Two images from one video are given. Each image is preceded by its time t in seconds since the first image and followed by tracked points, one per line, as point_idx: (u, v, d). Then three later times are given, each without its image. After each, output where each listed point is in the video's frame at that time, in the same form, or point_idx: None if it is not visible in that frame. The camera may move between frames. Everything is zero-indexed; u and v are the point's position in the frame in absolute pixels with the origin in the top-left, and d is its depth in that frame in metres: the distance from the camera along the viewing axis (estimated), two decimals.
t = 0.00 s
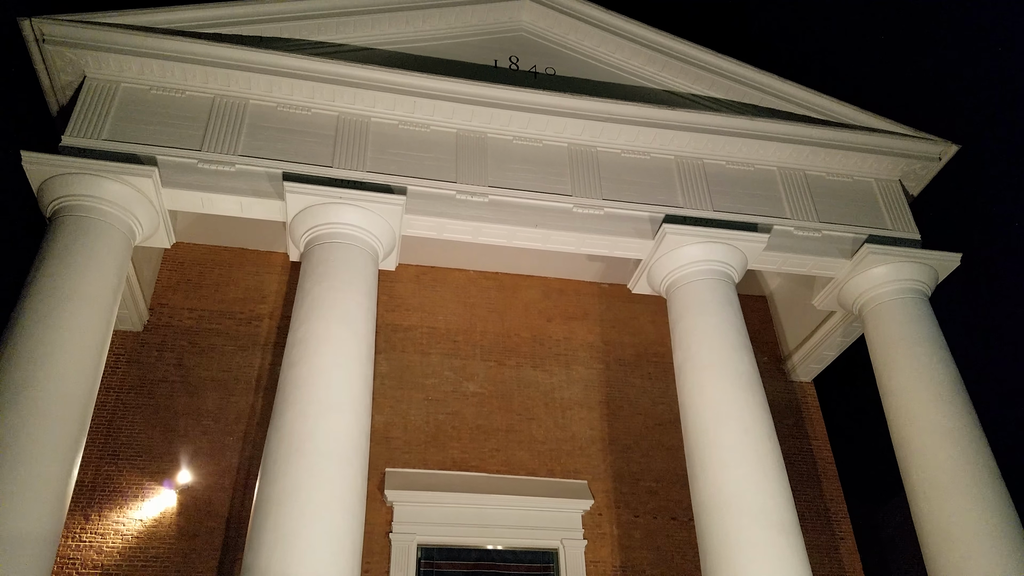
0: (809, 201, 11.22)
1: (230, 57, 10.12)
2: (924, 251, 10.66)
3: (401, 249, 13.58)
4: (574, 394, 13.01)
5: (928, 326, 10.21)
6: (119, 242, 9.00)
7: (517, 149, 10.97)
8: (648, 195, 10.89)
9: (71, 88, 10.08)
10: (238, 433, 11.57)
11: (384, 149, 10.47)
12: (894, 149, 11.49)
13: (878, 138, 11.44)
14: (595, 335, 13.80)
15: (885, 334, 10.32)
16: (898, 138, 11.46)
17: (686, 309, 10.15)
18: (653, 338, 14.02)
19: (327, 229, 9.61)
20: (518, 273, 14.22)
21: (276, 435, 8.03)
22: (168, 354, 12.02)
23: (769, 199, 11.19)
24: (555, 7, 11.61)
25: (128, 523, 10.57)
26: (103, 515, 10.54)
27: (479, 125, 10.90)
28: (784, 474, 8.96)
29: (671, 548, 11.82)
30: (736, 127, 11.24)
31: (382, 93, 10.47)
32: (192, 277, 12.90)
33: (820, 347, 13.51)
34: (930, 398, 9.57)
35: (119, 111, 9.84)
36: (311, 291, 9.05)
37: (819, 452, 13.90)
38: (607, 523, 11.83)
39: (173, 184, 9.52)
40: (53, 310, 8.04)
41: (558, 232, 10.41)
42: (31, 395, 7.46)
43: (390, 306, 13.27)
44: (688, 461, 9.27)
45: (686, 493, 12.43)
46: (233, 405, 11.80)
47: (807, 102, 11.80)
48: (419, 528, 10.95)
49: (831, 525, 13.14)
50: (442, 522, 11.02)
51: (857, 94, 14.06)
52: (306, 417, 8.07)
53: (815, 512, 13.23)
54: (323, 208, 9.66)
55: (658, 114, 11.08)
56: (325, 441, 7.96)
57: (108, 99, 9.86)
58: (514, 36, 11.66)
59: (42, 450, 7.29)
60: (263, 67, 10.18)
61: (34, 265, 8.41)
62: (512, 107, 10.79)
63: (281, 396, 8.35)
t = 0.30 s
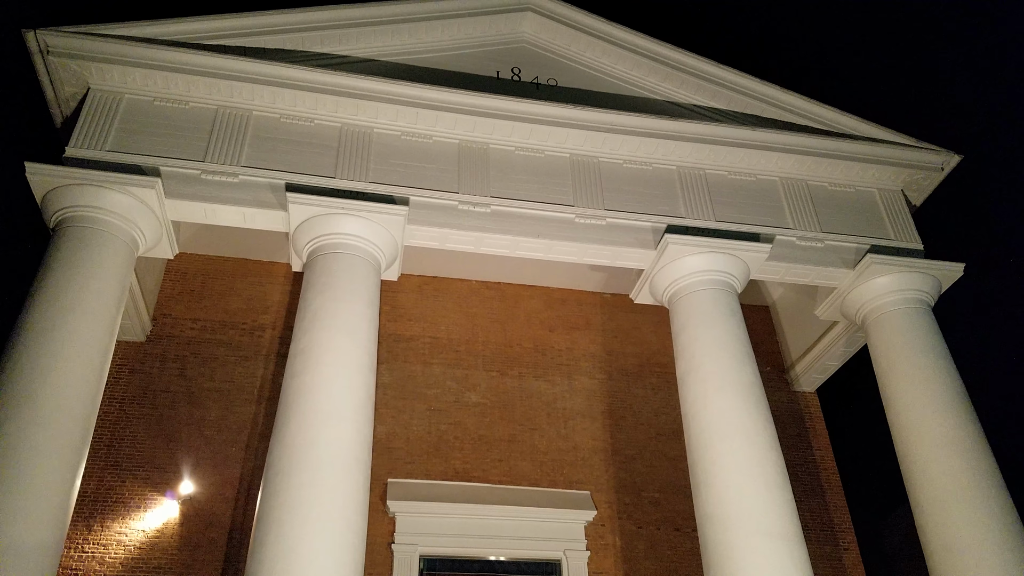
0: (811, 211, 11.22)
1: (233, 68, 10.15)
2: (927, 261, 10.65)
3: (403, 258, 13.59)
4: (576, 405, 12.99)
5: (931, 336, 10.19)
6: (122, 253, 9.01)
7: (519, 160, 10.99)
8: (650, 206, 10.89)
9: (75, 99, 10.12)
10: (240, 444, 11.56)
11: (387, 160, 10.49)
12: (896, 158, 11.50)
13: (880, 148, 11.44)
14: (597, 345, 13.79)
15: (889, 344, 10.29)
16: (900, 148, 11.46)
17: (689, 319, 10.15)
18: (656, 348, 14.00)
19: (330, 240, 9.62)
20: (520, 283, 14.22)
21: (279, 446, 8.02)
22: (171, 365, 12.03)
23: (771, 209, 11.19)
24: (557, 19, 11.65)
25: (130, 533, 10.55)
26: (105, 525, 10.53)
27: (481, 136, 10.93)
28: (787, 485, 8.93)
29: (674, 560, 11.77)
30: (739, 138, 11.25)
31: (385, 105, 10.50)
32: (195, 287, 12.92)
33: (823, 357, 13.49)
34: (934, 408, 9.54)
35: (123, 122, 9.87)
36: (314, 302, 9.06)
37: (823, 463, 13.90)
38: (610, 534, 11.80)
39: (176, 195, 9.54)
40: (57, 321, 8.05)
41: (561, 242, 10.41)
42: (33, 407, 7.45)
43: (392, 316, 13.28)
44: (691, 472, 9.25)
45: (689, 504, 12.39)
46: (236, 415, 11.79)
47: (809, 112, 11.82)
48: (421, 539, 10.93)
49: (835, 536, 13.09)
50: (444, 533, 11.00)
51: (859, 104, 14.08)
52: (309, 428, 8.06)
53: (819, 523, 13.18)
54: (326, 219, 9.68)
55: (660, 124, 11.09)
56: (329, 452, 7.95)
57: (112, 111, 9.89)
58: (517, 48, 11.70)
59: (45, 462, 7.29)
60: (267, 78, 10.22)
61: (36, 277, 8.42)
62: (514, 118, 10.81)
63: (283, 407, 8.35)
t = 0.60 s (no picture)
0: (814, 220, 11.21)
1: (238, 78, 10.21)
2: (930, 271, 10.63)
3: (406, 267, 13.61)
4: (579, 414, 12.97)
5: (935, 347, 10.14)
6: (126, 262, 9.04)
7: (521, 170, 11.01)
8: (653, 215, 10.89)
9: (80, 109, 10.18)
10: (242, 453, 11.55)
11: (390, 169, 10.52)
12: (899, 168, 11.49)
13: (884, 158, 11.43)
14: (600, 354, 13.77)
15: (893, 354, 10.25)
16: (903, 157, 11.44)
17: (691, 329, 10.13)
18: (659, 357, 13.98)
19: (333, 249, 9.64)
20: (522, 292, 14.22)
21: (279, 456, 8.02)
22: (174, 374, 12.05)
23: (774, 218, 11.18)
24: (560, 29, 11.70)
25: (133, 542, 10.55)
26: (107, 534, 10.53)
27: (483, 145, 10.96)
28: (791, 495, 8.88)
29: (677, 571, 11.71)
30: (742, 147, 11.25)
31: (387, 115, 10.53)
32: (198, 296, 12.96)
33: (827, 367, 13.45)
34: (938, 419, 9.49)
35: (127, 132, 9.91)
36: (317, 311, 9.07)
37: (827, 474, 13.85)
38: (613, 545, 11.75)
39: (180, 205, 9.58)
40: (60, 329, 8.07)
41: (563, 251, 10.40)
42: (35, 416, 7.46)
43: (395, 324, 13.29)
44: (694, 483, 9.20)
45: (692, 514, 12.33)
46: (238, 424, 11.79)
47: (812, 121, 11.83)
48: (423, 549, 10.90)
49: (840, 548, 13.02)
50: (446, 543, 10.96)
51: (862, 113, 14.09)
52: (311, 437, 8.06)
53: (823, 535, 13.11)
54: (329, 228, 9.71)
55: (662, 134, 11.11)
56: (331, 461, 7.94)
57: (116, 121, 9.94)
58: (519, 58, 11.74)
59: (47, 470, 7.29)
60: (271, 89, 10.27)
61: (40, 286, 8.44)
62: (516, 128, 10.83)
63: (284, 417, 8.34)
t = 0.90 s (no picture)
0: (816, 229, 11.22)
1: (241, 86, 10.23)
2: (932, 279, 10.63)
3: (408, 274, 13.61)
4: (581, 422, 12.95)
5: (937, 355, 10.13)
6: (128, 270, 9.03)
7: (524, 178, 11.02)
8: (655, 223, 10.90)
9: (83, 117, 10.20)
10: (243, 460, 11.53)
11: (392, 177, 10.54)
12: (901, 176, 11.50)
13: (886, 166, 11.45)
14: (602, 362, 13.77)
15: (895, 362, 10.24)
16: (905, 166, 11.45)
17: (693, 337, 10.13)
18: (661, 365, 13.97)
19: (335, 257, 9.65)
20: (524, 299, 14.22)
21: (281, 464, 8.00)
22: (175, 382, 12.04)
23: (775, 226, 11.19)
24: (562, 38, 11.73)
25: (133, 550, 10.53)
26: (108, 542, 10.50)
27: (486, 154, 10.97)
28: (793, 504, 8.86)
29: None
30: (744, 155, 11.27)
31: (390, 123, 10.55)
32: (200, 304, 12.96)
33: (829, 375, 13.44)
34: (940, 427, 9.48)
35: (130, 140, 9.93)
36: (319, 318, 9.07)
37: (830, 480, 13.77)
38: (615, 553, 11.73)
39: (182, 212, 9.58)
40: (63, 337, 8.06)
41: (565, 259, 10.39)
42: (37, 425, 7.44)
43: (397, 332, 13.29)
44: (697, 492, 9.18)
45: (694, 523, 12.29)
46: (239, 432, 11.77)
47: (813, 130, 11.85)
48: (425, 557, 10.88)
49: (842, 556, 12.95)
50: (448, 552, 10.95)
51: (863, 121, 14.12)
52: (312, 445, 8.04)
53: (825, 543, 13.07)
54: (331, 236, 9.71)
55: (664, 142, 11.12)
56: (332, 470, 7.92)
57: (119, 129, 9.95)
58: (521, 66, 11.77)
59: (48, 479, 7.27)
60: (275, 98, 10.30)
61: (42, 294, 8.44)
62: (519, 136, 10.85)
63: (286, 425, 8.33)
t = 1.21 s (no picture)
0: (816, 235, 11.23)
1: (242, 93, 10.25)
2: (933, 285, 10.63)
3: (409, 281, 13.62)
4: (583, 429, 12.93)
5: (938, 362, 10.12)
6: (129, 277, 9.03)
7: (525, 185, 11.04)
8: (655, 230, 10.91)
9: (84, 124, 10.21)
10: (244, 468, 11.51)
11: (393, 184, 10.55)
12: (901, 183, 11.51)
13: (886, 172, 11.46)
14: (603, 368, 13.76)
15: (896, 369, 10.23)
16: (904, 172, 11.47)
17: (694, 344, 10.12)
18: (662, 371, 13.96)
19: (336, 264, 9.65)
20: (525, 306, 14.22)
21: (281, 472, 7.99)
22: (176, 389, 12.03)
23: (776, 233, 11.20)
24: (562, 45, 11.77)
25: (134, 558, 10.50)
26: (108, 550, 10.48)
27: (486, 161, 10.99)
28: (796, 511, 8.84)
29: None
30: (744, 162, 11.29)
31: (391, 130, 10.57)
32: (201, 311, 12.96)
33: (830, 381, 13.42)
34: (941, 434, 9.47)
35: (131, 147, 9.94)
36: (319, 326, 9.06)
37: (830, 487, 13.76)
38: (616, 560, 11.71)
39: (184, 219, 9.58)
40: (64, 344, 8.06)
41: (566, 265, 10.39)
42: (38, 433, 7.43)
43: (398, 338, 13.29)
44: (699, 499, 9.16)
45: (696, 529, 12.27)
46: (240, 439, 11.75)
47: (813, 137, 11.88)
48: (426, 565, 10.86)
49: (844, 563, 12.93)
50: (449, 559, 10.93)
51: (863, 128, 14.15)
52: (312, 453, 8.03)
53: (827, 549, 13.04)
54: (332, 243, 9.72)
55: (665, 149, 11.14)
56: (332, 478, 7.91)
57: (121, 136, 9.97)
58: (522, 74, 11.80)
59: (48, 487, 7.25)
60: (276, 105, 10.32)
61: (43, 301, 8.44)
62: (520, 143, 10.87)
63: (286, 432, 8.32)
